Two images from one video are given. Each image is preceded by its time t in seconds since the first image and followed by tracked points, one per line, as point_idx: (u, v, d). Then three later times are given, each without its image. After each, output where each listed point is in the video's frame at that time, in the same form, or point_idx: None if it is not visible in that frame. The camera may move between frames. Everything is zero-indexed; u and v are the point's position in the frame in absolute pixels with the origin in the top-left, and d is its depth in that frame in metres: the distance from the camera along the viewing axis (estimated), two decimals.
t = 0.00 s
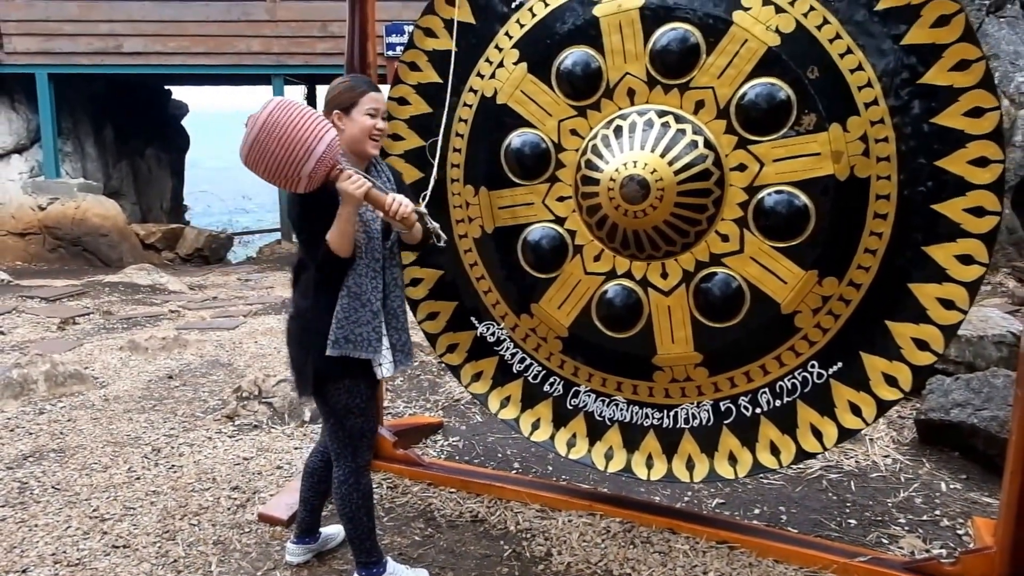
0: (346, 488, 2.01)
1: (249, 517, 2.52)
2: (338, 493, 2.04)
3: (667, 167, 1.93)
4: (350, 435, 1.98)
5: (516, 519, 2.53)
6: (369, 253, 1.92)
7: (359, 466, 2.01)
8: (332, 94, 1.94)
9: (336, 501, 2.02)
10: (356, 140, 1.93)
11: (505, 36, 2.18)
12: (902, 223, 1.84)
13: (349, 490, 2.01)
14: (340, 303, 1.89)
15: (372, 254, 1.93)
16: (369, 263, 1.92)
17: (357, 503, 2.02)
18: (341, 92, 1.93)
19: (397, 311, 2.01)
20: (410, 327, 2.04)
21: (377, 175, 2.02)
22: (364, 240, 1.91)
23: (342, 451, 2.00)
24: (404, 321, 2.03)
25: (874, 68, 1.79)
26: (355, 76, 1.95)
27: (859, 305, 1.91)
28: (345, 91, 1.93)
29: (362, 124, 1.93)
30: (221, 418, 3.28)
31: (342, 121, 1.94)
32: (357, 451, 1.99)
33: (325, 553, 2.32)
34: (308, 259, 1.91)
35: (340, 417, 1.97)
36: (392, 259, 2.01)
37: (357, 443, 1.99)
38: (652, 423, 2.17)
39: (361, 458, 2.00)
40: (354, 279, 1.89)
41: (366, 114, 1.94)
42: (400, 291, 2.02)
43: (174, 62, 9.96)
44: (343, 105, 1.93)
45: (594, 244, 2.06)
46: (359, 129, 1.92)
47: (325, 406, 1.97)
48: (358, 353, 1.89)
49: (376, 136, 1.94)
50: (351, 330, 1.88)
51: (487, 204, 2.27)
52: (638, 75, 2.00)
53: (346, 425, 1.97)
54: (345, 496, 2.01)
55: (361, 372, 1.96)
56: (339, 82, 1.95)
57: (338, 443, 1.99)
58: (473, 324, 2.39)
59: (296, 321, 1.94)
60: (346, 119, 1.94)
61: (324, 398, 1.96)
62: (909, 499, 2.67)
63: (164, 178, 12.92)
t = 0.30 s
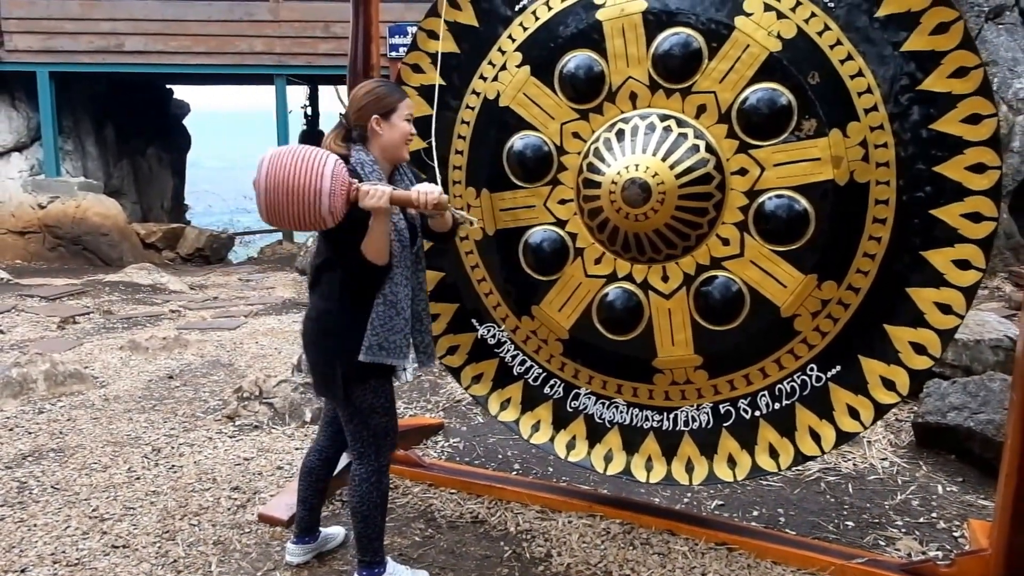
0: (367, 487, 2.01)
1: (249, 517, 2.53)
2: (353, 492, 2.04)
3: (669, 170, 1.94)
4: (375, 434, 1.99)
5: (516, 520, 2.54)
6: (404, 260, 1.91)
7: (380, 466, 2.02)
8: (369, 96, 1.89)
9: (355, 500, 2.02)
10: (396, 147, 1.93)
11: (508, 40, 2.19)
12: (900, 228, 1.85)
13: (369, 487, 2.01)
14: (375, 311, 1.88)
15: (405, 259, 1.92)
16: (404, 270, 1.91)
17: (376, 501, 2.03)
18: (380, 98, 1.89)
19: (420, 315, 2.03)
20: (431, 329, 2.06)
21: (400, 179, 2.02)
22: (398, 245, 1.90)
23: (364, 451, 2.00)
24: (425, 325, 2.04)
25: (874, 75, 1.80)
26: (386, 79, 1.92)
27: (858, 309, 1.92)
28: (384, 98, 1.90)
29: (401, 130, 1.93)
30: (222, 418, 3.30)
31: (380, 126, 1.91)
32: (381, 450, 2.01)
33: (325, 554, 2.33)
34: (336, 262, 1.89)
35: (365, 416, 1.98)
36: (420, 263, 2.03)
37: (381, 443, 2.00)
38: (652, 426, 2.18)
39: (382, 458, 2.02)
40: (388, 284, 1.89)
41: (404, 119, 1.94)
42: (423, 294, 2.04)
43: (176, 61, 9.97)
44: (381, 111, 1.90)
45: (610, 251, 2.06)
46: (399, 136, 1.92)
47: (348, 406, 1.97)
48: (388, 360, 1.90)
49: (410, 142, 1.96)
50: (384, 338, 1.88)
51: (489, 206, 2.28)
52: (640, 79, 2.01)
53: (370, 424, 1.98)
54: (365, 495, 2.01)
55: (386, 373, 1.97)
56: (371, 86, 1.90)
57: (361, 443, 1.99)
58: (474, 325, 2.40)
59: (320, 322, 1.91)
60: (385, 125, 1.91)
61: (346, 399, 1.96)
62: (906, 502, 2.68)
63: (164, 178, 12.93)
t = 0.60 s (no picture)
0: (375, 490, 2.02)
1: (250, 518, 2.54)
2: (359, 494, 2.04)
3: (671, 174, 1.94)
4: (392, 436, 2.00)
5: (517, 521, 2.55)
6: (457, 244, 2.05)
7: (389, 469, 2.03)
8: (384, 93, 1.90)
9: (362, 503, 2.02)
10: (414, 142, 1.95)
11: (512, 43, 2.20)
12: (900, 232, 1.86)
13: (372, 490, 2.02)
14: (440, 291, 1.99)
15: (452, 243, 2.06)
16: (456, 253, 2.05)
17: (382, 504, 2.04)
18: (396, 94, 1.91)
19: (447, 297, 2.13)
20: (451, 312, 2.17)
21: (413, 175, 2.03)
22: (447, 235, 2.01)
23: (375, 454, 2.00)
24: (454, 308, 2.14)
25: (875, 80, 1.81)
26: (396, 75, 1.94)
27: (858, 312, 1.93)
28: (401, 93, 1.91)
29: (415, 125, 1.95)
30: (223, 418, 3.31)
31: (398, 122, 1.92)
32: (394, 452, 2.02)
33: (327, 554, 2.34)
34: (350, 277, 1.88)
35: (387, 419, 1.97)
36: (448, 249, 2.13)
37: (393, 446, 2.02)
38: (653, 428, 2.19)
39: (392, 461, 2.03)
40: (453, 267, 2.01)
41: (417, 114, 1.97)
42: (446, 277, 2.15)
43: (178, 60, 9.98)
44: (397, 106, 1.91)
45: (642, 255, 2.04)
46: (415, 131, 1.95)
47: (367, 411, 1.95)
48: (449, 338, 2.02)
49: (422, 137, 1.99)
50: (448, 317, 2.00)
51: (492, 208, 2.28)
52: (643, 83, 2.02)
53: (392, 425, 1.99)
54: (371, 498, 2.02)
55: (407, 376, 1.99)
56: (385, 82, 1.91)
57: (376, 446, 2.00)
58: (475, 327, 2.41)
59: (352, 328, 1.87)
60: (402, 121, 1.92)
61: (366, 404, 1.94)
62: (905, 504, 2.69)
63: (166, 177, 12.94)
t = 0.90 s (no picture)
0: (365, 497, 2.02)
1: (252, 519, 2.55)
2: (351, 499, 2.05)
3: (676, 177, 1.94)
4: (383, 443, 2.00)
5: (520, 523, 2.56)
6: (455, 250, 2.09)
7: (379, 475, 2.04)
8: (386, 90, 1.88)
9: (354, 507, 2.03)
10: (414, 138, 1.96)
11: (518, 45, 2.21)
12: (901, 237, 1.87)
13: (366, 495, 2.03)
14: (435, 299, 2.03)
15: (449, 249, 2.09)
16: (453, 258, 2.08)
17: (373, 510, 2.04)
18: (398, 91, 1.89)
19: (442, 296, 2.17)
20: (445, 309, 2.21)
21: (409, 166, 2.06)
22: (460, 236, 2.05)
23: (365, 460, 2.01)
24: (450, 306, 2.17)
25: (877, 85, 1.82)
26: (395, 69, 1.91)
27: (859, 315, 1.94)
28: (402, 91, 1.90)
29: (416, 121, 1.95)
30: (225, 419, 3.32)
31: (399, 120, 1.91)
32: (384, 460, 2.03)
33: (329, 555, 2.35)
34: (353, 281, 1.90)
35: (379, 426, 1.98)
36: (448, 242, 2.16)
37: (384, 454, 2.02)
38: (657, 428, 2.20)
39: (383, 467, 2.04)
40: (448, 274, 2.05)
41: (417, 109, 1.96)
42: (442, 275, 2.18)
43: (181, 59, 9.99)
44: (398, 103, 1.90)
45: (654, 265, 2.06)
46: (415, 126, 1.95)
47: (360, 415, 1.96)
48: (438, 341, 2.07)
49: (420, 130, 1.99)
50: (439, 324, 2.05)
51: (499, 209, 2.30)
52: (648, 86, 2.03)
53: (384, 432, 1.99)
54: (363, 504, 2.03)
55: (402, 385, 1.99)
56: (386, 78, 1.89)
57: (368, 451, 2.00)
58: (481, 327, 2.42)
59: (348, 332, 1.89)
60: (403, 118, 1.92)
61: (360, 408, 1.96)
62: (904, 507, 2.70)
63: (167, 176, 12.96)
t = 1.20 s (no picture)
0: (359, 499, 2.04)
1: (255, 519, 2.57)
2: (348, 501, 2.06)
3: (681, 181, 1.96)
4: (376, 447, 2.02)
5: (523, 524, 2.58)
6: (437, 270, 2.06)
7: (373, 478, 2.04)
8: (397, 91, 1.90)
9: (349, 508, 2.05)
10: (410, 143, 1.98)
11: (524, 48, 2.22)
12: (904, 241, 1.88)
13: (360, 498, 2.04)
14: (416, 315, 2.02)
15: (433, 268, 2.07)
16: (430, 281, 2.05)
17: (371, 513, 2.05)
18: (407, 95, 1.92)
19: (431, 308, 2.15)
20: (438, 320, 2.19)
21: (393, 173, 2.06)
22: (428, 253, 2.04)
23: (358, 463, 2.02)
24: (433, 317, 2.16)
25: (881, 90, 1.83)
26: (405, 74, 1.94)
27: (863, 318, 1.95)
28: (411, 95, 1.93)
29: (414, 127, 1.98)
30: (228, 420, 3.33)
31: (403, 123, 1.93)
32: (379, 463, 2.04)
33: (332, 556, 2.36)
34: (338, 288, 1.91)
35: (372, 430, 1.99)
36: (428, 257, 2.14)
37: (378, 457, 2.03)
38: (665, 424, 2.21)
39: (377, 471, 2.04)
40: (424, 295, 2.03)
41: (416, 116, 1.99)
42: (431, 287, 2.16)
43: (185, 59, 10.01)
44: (405, 107, 1.93)
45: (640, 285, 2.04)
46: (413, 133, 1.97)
47: (353, 419, 1.98)
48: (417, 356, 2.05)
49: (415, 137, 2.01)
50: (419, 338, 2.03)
51: (506, 210, 2.31)
52: (654, 90, 2.04)
53: (378, 437, 2.01)
54: (358, 507, 2.04)
55: (394, 391, 2.00)
56: (397, 81, 1.91)
57: (362, 455, 2.01)
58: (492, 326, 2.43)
59: (336, 338, 1.91)
60: (406, 122, 1.94)
61: (354, 413, 1.97)
62: (905, 509, 2.71)
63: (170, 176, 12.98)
